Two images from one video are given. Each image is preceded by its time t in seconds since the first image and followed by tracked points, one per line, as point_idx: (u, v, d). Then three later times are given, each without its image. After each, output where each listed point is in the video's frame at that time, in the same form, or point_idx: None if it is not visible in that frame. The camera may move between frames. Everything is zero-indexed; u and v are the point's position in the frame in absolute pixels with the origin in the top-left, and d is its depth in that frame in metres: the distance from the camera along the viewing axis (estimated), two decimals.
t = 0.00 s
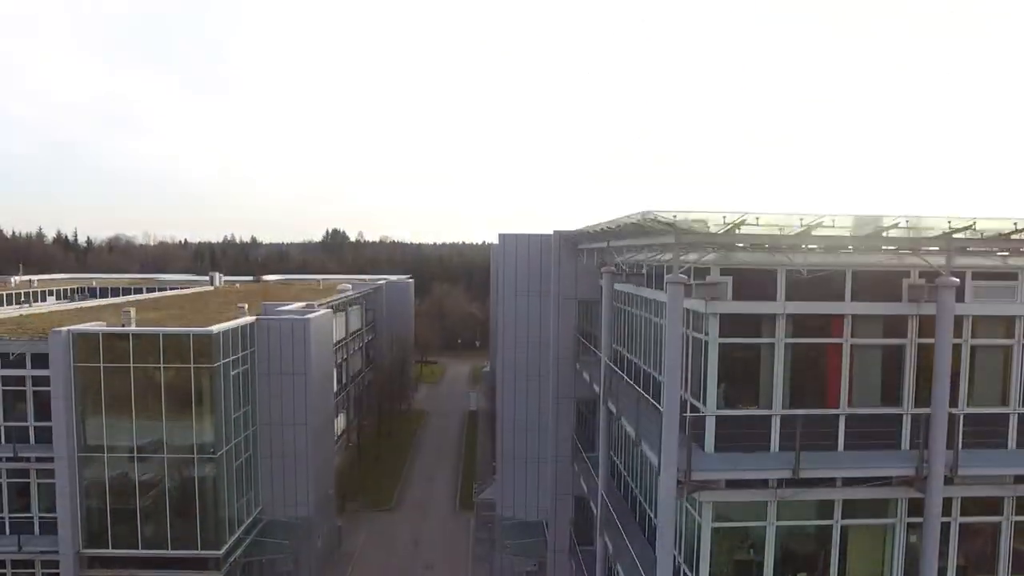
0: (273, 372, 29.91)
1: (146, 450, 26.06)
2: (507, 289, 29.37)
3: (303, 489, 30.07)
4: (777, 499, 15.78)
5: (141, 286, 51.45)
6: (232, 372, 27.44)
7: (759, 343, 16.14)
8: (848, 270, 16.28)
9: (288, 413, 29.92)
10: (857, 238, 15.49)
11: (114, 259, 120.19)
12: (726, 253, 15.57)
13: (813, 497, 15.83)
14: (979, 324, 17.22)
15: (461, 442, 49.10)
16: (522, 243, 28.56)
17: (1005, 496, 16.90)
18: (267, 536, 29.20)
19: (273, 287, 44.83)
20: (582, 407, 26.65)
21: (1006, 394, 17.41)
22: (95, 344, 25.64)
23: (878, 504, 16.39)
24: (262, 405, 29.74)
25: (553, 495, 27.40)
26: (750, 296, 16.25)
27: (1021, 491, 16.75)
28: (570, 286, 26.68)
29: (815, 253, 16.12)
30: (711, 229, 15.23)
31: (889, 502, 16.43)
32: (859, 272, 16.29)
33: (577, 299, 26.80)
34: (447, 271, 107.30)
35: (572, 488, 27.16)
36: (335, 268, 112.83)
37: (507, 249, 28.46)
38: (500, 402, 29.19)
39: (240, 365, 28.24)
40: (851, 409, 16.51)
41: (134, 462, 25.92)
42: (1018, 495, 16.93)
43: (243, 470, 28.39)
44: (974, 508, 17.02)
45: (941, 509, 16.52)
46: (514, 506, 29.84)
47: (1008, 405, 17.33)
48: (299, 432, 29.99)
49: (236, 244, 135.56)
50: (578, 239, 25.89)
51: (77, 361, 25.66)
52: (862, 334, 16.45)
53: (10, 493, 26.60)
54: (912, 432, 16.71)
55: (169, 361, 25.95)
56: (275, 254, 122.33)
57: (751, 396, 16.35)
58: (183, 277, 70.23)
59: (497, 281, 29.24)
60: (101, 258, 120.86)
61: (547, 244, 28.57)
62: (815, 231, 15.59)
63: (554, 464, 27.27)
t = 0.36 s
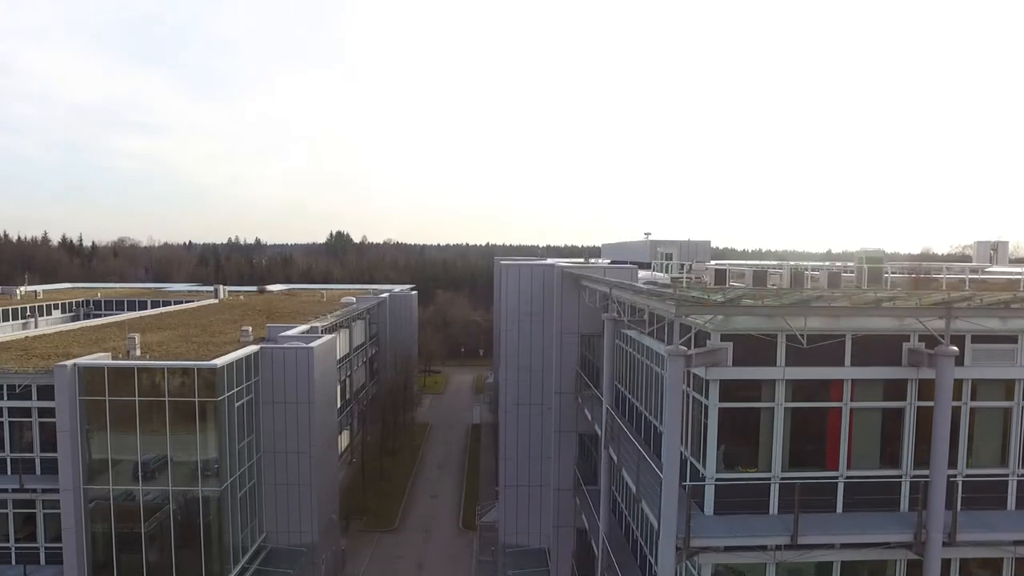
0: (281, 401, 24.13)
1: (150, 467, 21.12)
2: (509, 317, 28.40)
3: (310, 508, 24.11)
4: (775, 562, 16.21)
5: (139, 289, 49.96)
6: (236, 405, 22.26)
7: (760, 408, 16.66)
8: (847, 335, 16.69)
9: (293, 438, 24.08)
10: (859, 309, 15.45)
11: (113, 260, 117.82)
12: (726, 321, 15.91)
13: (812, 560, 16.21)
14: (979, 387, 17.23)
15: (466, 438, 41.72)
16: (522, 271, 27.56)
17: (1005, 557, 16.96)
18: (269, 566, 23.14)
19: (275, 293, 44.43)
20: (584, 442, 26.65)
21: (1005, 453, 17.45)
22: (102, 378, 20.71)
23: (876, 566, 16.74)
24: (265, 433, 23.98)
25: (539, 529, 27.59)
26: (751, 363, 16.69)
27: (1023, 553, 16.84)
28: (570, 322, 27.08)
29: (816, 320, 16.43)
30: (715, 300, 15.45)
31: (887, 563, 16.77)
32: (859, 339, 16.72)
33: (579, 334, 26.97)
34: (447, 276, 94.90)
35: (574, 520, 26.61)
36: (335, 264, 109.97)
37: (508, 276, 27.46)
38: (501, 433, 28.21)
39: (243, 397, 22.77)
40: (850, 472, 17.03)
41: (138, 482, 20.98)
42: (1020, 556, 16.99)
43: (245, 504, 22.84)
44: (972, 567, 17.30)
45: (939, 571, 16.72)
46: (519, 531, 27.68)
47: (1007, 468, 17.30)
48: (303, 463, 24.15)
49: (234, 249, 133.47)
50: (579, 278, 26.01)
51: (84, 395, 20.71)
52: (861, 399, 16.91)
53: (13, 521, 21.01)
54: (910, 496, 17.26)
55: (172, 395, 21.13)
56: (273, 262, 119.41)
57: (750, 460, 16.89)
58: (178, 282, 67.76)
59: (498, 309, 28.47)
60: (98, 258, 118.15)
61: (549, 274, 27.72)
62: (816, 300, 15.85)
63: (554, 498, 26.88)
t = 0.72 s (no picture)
0: (313, 412, 24.19)
1: (184, 471, 21.46)
2: (543, 329, 28.44)
3: (342, 517, 24.29)
4: None
5: (175, 295, 50.88)
6: (270, 415, 22.45)
7: (800, 435, 16.04)
8: (894, 360, 15.91)
9: (325, 449, 24.14)
10: (904, 335, 14.66)
11: (157, 261, 120.67)
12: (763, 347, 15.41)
13: None
14: None
15: (499, 443, 41.84)
16: (559, 283, 27.83)
17: None
18: None
19: (310, 299, 44.81)
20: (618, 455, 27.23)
21: None
22: (140, 389, 21.07)
23: None
24: (299, 443, 24.13)
25: (570, 543, 27.90)
26: (791, 387, 16.09)
27: None
28: (606, 336, 27.41)
29: (859, 346, 15.74)
30: (751, 325, 14.89)
31: None
32: (904, 364, 15.84)
33: (614, 347, 27.38)
34: (478, 281, 94.35)
35: (608, 534, 26.92)
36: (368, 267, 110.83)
37: (543, 289, 27.77)
38: (534, 438, 28.33)
39: (277, 407, 22.90)
40: (896, 502, 16.24)
41: (174, 485, 21.40)
42: None
43: (279, 513, 23.19)
44: None
45: None
46: (552, 543, 27.93)
47: None
48: (336, 472, 24.20)
49: (273, 252, 136.02)
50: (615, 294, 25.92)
51: (121, 405, 21.07)
52: (907, 426, 16.09)
53: (54, 528, 21.19)
54: (960, 529, 16.35)
55: (207, 406, 21.34)
56: (310, 261, 120.37)
57: (790, 487, 16.26)
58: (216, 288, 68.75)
59: (532, 320, 28.55)
60: (142, 260, 121.13)
61: (584, 287, 28.02)
62: (861, 326, 14.91)
63: (587, 513, 27.34)
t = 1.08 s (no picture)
0: (387, 411, 24.42)
1: (263, 464, 21.97)
2: (614, 330, 27.79)
3: (413, 516, 24.41)
4: None
5: (254, 292, 52.64)
6: (344, 414, 22.82)
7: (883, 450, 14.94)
8: (989, 372, 14.41)
9: (397, 447, 24.34)
10: (1002, 347, 13.27)
11: (239, 260, 125.90)
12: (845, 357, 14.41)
13: None
14: None
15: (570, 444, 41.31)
16: (631, 285, 27.25)
17: None
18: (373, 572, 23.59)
19: (383, 297, 45.65)
20: (691, 462, 26.26)
21: None
22: (221, 387, 21.68)
23: None
24: (373, 441, 24.42)
25: (640, 549, 27.13)
26: (874, 400, 14.98)
27: None
28: (679, 339, 26.53)
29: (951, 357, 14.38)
30: (831, 334, 13.95)
31: None
32: (999, 376, 14.32)
33: (686, 351, 26.52)
34: (550, 280, 93.52)
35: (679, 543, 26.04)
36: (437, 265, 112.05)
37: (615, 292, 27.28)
38: (606, 442, 27.71)
39: (352, 405, 23.25)
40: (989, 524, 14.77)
41: (252, 479, 21.93)
42: None
43: (352, 509, 23.51)
44: None
45: None
46: (621, 548, 27.26)
47: None
48: (408, 471, 24.37)
49: (349, 251, 139.42)
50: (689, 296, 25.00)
51: (203, 401, 21.73)
52: (1002, 443, 14.57)
53: (142, 515, 22.14)
54: None
55: (285, 404, 21.80)
56: (386, 258, 123.37)
57: (874, 502, 15.27)
58: (299, 286, 71.17)
59: (603, 321, 27.91)
60: (227, 258, 127.19)
61: (656, 290, 27.32)
62: (951, 337, 13.61)
63: (659, 519, 26.55)
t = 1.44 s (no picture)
0: (475, 411, 24.59)
1: (356, 459, 22.45)
2: (705, 335, 26.97)
3: (501, 516, 24.47)
4: None
5: (350, 291, 54.17)
6: (435, 413, 23.15)
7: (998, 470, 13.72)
8: None
9: (486, 447, 24.51)
10: None
11: (331, 260, 130.75)
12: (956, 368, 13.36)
13: None
14: None
15: (658, 448, 40.40)
16: (724, 288, 26.41)
17: None
18: (461, 570, 23.76)
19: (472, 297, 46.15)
20: (785, 472, 25.12)
21: None
22: (317, 383, 22.35)
23: None
24: (462, 439, 24.65)
25: (730, 560, 26.18)
26: (988, 415, 13.78)
27: None
28: (774, 345, 25.46)
29: None
30: (940, 345, 12.97)
31: None
32: None
33: (781, 358, 25.39)
34: (639, 282, 91.46)
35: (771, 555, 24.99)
36: (519, 266, 112.24)
37: (706, 295, 26.52)
38: (695, 448, 26.89)
39: (442, 405, 23.61)
40: None
41: (345, 473, 22.43)
42: None
43: (441, 506, 23.79)
44: None
45: None
46: (710, 557, 26.43)
47: None
48: (497, 471, 24.45)
49: (436, 252, 141.81)
50: (784, 301, 24.00)
51: (300, 397, 22.46)
52: None
53: (243, 505, 23.08)
54: None
55: (377, 403, 22.25)
56: (474, 258, 124.87)
57: (987, 525, 14.07)
58: (392, 287, 73.34)
59: (694, 325, 27.13)
60: (320, 258, 132.62)
61: (750, 294, 26.34)
62: None
63: (750, 529, 25.50)
